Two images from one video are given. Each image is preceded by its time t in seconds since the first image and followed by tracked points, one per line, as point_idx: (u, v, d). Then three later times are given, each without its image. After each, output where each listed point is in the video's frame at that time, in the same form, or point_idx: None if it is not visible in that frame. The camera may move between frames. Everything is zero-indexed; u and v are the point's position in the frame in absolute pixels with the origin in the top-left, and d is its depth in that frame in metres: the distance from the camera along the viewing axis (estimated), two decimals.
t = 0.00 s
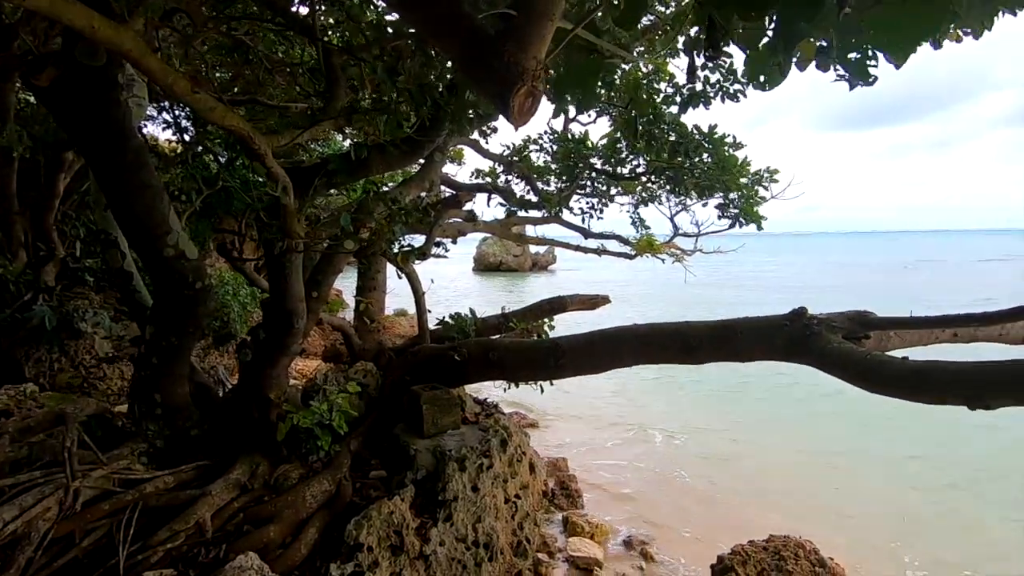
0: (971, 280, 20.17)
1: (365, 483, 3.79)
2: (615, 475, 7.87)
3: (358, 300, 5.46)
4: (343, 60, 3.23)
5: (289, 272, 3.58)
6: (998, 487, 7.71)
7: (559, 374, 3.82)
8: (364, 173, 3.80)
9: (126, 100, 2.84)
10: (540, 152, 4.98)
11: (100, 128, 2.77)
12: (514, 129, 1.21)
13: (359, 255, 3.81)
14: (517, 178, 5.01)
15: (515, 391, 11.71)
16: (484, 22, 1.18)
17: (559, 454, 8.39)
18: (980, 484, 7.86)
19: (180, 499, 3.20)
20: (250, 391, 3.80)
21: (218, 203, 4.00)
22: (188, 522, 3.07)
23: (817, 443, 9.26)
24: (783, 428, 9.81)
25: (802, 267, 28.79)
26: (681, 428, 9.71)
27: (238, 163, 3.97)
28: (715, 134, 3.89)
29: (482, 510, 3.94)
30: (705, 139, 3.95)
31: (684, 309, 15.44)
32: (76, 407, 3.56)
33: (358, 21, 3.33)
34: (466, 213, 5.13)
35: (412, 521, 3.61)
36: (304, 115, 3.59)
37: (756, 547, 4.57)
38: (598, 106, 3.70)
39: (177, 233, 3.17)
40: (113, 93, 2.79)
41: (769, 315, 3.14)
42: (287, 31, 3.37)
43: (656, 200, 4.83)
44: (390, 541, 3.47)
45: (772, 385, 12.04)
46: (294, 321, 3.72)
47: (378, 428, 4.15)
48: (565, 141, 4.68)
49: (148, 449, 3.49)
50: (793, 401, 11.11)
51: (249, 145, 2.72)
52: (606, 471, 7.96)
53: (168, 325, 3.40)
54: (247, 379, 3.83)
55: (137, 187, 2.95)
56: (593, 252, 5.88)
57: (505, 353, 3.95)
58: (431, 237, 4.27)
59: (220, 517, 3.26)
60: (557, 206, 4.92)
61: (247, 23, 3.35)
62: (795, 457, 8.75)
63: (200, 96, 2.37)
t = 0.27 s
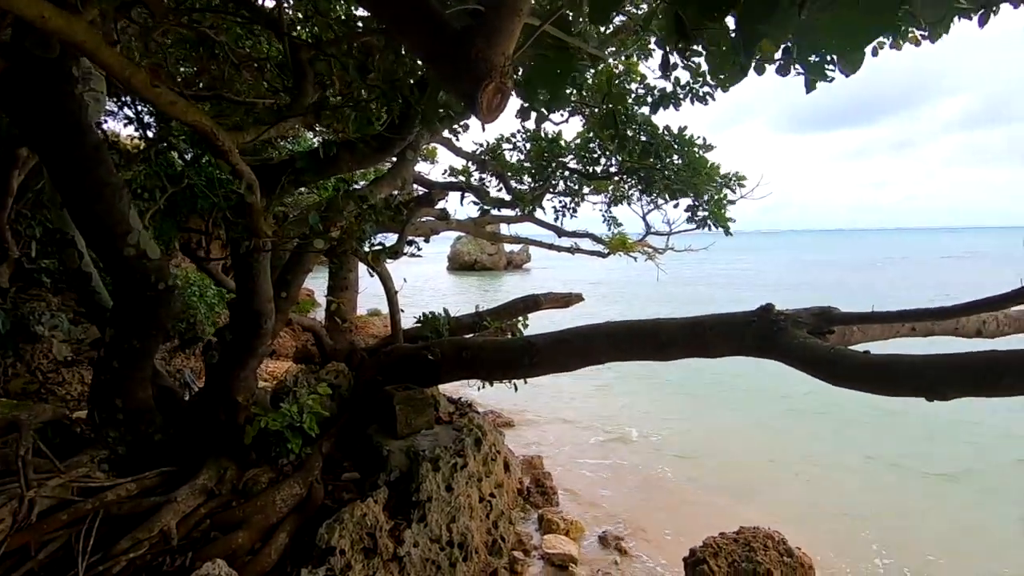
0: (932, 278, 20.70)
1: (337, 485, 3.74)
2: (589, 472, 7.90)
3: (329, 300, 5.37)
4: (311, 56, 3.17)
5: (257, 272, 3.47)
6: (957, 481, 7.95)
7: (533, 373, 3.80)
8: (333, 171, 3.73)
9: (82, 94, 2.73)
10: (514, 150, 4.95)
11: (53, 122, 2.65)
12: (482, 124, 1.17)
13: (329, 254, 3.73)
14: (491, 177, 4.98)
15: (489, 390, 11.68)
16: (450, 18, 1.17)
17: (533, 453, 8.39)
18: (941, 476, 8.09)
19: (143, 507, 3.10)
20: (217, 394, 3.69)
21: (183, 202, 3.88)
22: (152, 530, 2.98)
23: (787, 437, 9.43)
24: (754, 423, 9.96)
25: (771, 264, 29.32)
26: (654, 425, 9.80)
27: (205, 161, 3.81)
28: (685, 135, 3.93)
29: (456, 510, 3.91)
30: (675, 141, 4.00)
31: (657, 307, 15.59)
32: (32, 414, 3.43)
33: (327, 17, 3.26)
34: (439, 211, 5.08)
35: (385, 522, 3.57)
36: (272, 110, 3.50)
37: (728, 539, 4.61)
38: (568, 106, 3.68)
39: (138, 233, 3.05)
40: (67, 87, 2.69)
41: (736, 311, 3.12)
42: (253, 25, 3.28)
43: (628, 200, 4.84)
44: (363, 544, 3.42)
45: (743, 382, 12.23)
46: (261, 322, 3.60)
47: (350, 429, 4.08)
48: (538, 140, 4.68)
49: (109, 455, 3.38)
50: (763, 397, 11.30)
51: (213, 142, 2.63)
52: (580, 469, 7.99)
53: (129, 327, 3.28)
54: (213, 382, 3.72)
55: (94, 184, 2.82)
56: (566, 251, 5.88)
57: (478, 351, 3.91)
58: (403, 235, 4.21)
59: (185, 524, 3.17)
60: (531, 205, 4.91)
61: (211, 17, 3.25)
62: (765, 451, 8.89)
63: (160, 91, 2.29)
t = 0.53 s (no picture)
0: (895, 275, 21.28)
1: (307, 488, 3.66)
2: (564, 470, 7.91)
3: (298, 300, 5.27)
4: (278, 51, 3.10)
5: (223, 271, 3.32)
6: (919, 468, 8.17)
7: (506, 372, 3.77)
8: (300, 169, 3.65)
9: (32, 89, 2.61)
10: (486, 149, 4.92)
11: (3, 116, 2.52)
12: (448, 118, 1.19)
13: (298, 253, 3.63)
14: (463, 175, 4.95)
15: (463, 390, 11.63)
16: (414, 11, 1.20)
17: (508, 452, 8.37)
18: (903, 465, 8.32)
19: (103, 515, 3.01)
20: (180, 398, 3.58)
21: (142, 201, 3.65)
22: (113, 540, 2.88)
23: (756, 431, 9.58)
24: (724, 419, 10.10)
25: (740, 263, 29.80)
26: (627, 423, 9.87)
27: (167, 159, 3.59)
28: (655, 136, 4.00)
29: (429, 511, 3.85)
30: (646, 141, 4.05)
31: (629, 305, 15.72)
32: None
33: (291, 12, 3.18)
34: (411, 210, 5.02)
35: (357, 525, 3.51)
36: (236, 106, 3.40)
37: (699, 532, 4.66)
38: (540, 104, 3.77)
39: (94, 231, 2.92)
40: (18, 80, 2.59)
41: (702, 309, 3.09)
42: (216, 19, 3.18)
43: (601, 199, 4.85)
44: (334, 548, 3.35)
45: (713, 379, 12.40)
46: (227, 323, 3.49)
47: (321, 431, 4.01)
48: (510, 139, 4.67)
49: (66, 464, 3.28)
50: (733, 393, 11.47)
51: (173, 138, 2.54)
52: (554, 467, 7.99)
53: (87, 330, 3.16)
54: (176, 386, 3.60)
55: (48, 181, 2.69)
56: (539, 249, 5.87)
57: (451, 350, 3.87)
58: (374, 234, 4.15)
59: (149, 533, 3.08)
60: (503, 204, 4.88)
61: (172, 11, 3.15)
62: (735, 445, 9.01)
63: (116, 84, 2.20)
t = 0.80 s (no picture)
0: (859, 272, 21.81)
1: (277, 493, 3.58)
2: (538, 469, 7.90)
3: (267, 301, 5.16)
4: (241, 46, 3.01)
5: (186, 272, 3.21)
6: (882, 461, 8.37)
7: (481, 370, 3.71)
8: (266, 167, 3.54)
9: None
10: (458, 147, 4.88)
11: None
12: (414, 117, 1.24)
13: (265, 252, 3.52)
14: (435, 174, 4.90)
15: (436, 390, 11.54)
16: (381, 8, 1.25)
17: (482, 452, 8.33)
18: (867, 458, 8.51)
19: (60, 526, 2.92)
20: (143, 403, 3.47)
21: (99, 199, 3.28)
22: (70, 551, 2.79)
23: (727, 427, 9.71)
24: (696, 416, 10.21)
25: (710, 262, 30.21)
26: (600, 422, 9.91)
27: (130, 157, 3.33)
28: (627, 135, 4.03)
29: (402, 513, 3.80)
30: (617, 140, 4.10)
31: (602, 304, 15.80)
32: None
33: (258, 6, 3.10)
34: (382, 209, 4.95)
35: (329, 529, 3.44)
36: (199, 100, 3.29)
37: (671, 527, 4.69)
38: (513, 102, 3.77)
39: (47, 232, 2.75)
40: None
41: (675, 306, 3.10)
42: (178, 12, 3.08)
43: (574, 197, 4.84)
44: (305, 553, 3.28)
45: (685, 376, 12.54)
46: (192, 325, 3.34)
47: (291, 434, 3.92)
48: (483, 137, 4.64)
49: (20, 474, 3.18)
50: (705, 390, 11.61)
51: (131, 134, 2.44)
52: (529, 466, 7.98)
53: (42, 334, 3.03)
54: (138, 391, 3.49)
55: None
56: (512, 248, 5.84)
57: (423, 350, 3.80)
58: (344, 234, 4.07)
59: (109, 543, 2.99)
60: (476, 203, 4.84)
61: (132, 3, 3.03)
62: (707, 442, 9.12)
63: (68, 77, 2.10)
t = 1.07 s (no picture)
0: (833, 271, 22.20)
1: (253, 499, 3.52)
2: (518, 469, 7.89)
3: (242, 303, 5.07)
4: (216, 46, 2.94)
5: (158, 276, 3.13)
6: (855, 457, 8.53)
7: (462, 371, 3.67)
8: (239, 167, 3.47)
9: None
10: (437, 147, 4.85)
11: None
12: (388, 117, 1.27)
13: (239, 254, 3.44)
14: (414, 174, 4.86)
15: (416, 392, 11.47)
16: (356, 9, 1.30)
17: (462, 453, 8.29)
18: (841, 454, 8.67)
19: (26, 537, 2.84)
20: (113, 409, 3.38)
21: (64, 198, 3.16)
22: (36, 563, 2.71)
23: (706, 426, 9.80)
24: (675, 415, 10.29)
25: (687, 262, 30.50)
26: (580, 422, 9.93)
27: (99, 155, 3.19)
28: (605, 135, 4.03)
29: (382, 516, 3.75)
30: (595, 139, 4.08)
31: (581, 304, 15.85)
32: None
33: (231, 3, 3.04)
34: (360, 209, 4.89)
35: (307, 533, 3.39)
36: (171, 99, 3.22)
37: (651, 523, 4.71)
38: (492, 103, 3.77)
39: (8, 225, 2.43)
40: None
41: (654, 305, 3.11)
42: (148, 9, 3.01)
43: (554, 197, 4.84)
44: (282, 559, 3.23)
45: (664, 375, 12.64)
46: (164, 328, 3.25)
47: (267, 438, 3.85)
48: (462, 137, 4.61)
49: None
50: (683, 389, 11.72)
51: (97, 134, 2.36)
52: (509, 467, 7.97)
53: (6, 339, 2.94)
54: (107, 397, 3.40)
55: None
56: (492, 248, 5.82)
57: (403, 351, 3.76)
58: (321, 235, 4.02)
59: (77, 554, 2.90)
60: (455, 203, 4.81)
61: None
62: (686, 440, 9.20)
63: (30, 75, 2.03)
